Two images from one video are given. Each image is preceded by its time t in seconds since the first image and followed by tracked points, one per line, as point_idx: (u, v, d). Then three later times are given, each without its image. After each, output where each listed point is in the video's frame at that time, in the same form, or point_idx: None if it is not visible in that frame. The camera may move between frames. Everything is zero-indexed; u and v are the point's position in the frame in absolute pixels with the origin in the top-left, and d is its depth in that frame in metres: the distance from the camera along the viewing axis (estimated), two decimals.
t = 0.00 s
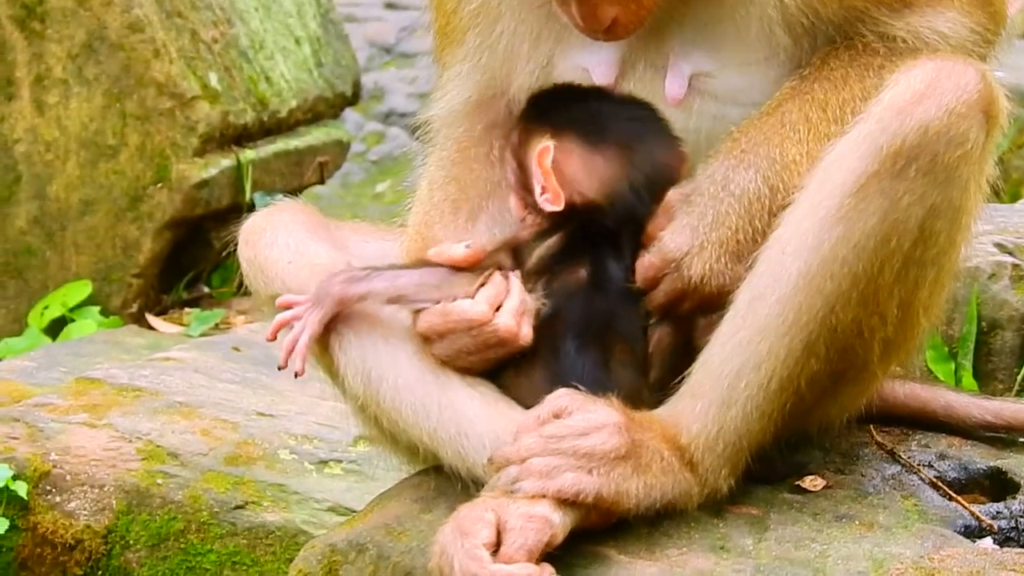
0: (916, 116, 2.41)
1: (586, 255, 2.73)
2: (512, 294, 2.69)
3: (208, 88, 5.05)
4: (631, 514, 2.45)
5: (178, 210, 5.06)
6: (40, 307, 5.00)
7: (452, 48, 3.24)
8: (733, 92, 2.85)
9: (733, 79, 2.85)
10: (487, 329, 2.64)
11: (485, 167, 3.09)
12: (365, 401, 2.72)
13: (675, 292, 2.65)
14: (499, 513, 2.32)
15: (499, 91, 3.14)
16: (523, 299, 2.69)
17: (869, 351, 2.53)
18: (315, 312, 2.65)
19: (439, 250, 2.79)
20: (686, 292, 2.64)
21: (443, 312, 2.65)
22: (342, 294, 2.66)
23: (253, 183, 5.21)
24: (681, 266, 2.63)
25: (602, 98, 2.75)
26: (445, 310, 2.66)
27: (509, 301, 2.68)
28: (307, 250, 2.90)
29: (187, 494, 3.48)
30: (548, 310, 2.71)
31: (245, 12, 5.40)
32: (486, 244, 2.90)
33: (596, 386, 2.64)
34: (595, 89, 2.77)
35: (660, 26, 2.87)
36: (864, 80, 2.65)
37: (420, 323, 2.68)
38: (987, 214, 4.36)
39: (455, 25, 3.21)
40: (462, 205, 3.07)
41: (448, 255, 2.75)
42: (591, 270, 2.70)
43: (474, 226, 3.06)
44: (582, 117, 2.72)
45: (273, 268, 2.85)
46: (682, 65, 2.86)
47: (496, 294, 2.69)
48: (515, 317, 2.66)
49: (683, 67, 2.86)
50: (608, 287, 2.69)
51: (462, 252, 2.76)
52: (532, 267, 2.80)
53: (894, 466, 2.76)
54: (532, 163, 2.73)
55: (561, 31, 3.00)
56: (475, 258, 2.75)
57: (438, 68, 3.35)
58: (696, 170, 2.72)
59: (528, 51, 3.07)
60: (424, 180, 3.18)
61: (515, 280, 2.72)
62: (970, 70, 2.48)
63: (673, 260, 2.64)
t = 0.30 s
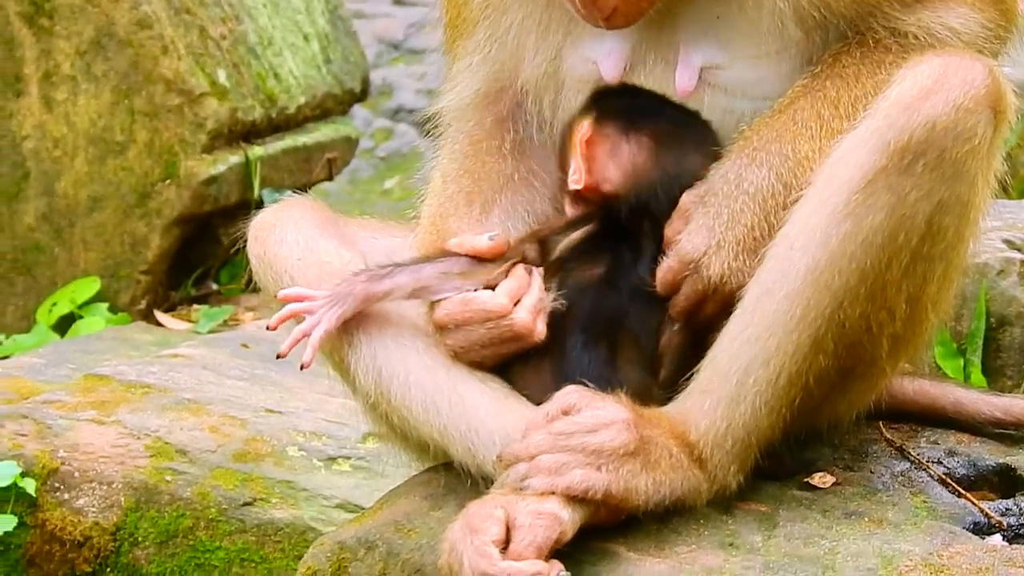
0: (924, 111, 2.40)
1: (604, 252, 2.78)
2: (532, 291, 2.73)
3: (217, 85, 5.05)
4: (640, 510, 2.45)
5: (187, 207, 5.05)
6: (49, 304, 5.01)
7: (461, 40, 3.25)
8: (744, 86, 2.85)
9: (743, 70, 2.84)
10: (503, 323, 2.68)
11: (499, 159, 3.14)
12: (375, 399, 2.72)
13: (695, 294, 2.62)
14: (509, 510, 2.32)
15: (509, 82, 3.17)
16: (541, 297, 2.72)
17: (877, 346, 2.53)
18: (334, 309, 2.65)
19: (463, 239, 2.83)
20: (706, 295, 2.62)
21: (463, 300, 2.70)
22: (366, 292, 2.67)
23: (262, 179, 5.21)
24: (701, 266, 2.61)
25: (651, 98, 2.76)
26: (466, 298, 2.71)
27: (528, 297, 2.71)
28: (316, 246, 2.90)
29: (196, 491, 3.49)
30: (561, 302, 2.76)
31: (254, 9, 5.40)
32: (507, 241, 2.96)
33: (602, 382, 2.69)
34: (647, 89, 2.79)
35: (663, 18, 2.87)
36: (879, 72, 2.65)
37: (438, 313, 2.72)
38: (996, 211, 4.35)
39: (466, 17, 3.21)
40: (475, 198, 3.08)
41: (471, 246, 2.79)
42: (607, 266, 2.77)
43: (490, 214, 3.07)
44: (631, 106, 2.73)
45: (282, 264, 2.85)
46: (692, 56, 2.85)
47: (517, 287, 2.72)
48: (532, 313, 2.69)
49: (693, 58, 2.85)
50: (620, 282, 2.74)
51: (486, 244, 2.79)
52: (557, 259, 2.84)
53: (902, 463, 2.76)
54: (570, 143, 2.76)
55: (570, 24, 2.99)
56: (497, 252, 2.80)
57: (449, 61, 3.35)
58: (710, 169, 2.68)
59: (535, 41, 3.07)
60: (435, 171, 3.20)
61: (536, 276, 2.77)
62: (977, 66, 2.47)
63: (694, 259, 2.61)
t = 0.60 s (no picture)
0: (930, 111, 2.40)
1: (612, 254, 2.83)
2: (536, 292, 2.73)
3: (221, 84, 5.05)
4: (646, 509, 2.45)
5: (192, 205, 5.06)
6: (53, 303, 5.02)
7: (469, 40, 3.23)
8: (749, 87, 2.84)
9: (749, 71, 2.83)
10: (508, 324, 2.68)
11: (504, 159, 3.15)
12: (381, 398, 2.73)
13: (708, 300, 2.62)
14: (514, 509, 2.32)
15: (517, 82, 3.17)
16: (547, 298, 2.73)
17: (884, 346, 2.53)
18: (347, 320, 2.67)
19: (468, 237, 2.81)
20: (716, 302, 2.62)
21: (469, 300, 2.70)
22: (376, 301, 2.69)
23: (267, 178, 5.22)
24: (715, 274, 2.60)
25: (693, 108, 2.83)
26: (471, 298, 2.70)
27: (533, 298, 2.72)
28: (321, 247, 2.90)
29: (201, 489, 3.49)
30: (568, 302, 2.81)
31: (258, 7, 5.40)
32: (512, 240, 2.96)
33: (607, 381, 2.74)
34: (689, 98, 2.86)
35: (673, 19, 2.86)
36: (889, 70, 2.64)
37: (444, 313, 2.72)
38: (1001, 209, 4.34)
39: (473, 16, 3.19)
40: (481, 198, 3.09)
41: (475, 244, 2.77)
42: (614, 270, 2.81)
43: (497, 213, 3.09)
44: (665, 108, 2.79)
45: (287, 265, 2.85)
46: (699, 57, 2.84)
47: (522, 288, 2.72)
48: (537, 313, 2.70)
49: (700, 59, 2.84)
50: (627, 285, 2.79)
51: (490, 242, 2.77)
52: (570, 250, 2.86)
53: (908, 461, 2.76)
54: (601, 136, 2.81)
55: (578, 26, 2.98)
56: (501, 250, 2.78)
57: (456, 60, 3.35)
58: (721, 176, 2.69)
59: (542, 42, 3.06)
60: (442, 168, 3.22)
61: (542, 276, 2.77)
62: (983, 65, 2.47)
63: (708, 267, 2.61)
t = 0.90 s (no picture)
0: (932, 114, 2.40)
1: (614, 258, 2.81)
2: (538, 291, 2.72)
3: (222, 85, 5.05)
4: (649, 511, 2.45)
5: (193, 207, 5.06)
6: (55, 305, 5.02)
7: (471, 44, 3.23)
8: (751, 91, 2.85)
9: (750, 76, 2.84)
10: (510, 324, 2.67)
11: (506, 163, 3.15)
12: (385, 399, 2.74)
13: (710, 307, 2.62)
14: (516, 511, 2.32)
15: (520, 86, 3.17)
16: (548, 298, 2.72)
17: (885, 348, 2.53)
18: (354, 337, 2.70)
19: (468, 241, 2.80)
20: (721, 308, 2.62)
21: (470, 302, 2.68)
22: (379, 313, 2.69)
23: (268, 180, 5.22)
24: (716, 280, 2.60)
25: (698, 112, 2.82)
26: (472, 300, 2.68)
27: (535, 298, 2.71)
28: (323, 249, 2.90)
29: (202, 491, 3.50)
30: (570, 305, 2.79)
31: (259, 9, 5.40)
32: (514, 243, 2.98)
33: (613, 384, 2.72)
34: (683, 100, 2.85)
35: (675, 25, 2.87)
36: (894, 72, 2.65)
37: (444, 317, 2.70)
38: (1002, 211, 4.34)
39: (474, 21, 3.19)
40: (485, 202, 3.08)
41: (476, 246, 2.76)
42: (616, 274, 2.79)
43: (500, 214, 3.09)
44: (669, 115, 2.78)
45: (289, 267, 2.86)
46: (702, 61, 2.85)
47: (524, 287, 2.71)
48: (538, 314, 2.69)
49: (701, 64, 2.86)
50: (631, 287, 2.77)
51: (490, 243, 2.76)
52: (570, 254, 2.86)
53: (909, 463, 2.76)
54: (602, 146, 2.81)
55: (580, 30, 2.98)
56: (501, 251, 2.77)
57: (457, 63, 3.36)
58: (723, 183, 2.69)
59: (545, 47, 3.07)
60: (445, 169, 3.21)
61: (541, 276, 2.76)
62: (985, 67, 2.47)
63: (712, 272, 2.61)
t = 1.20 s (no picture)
0: (932, 115, 2.40)
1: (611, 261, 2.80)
2: (537, 291, 2.73)
3: (222, 87, 5.05)
4: (647, 513, 2.45)
5: (193, 208, 5.06)
6: (55, 306, 5.02)
7: (470, 48, 3.24)
8: (748, 94, 2.86)
9: (747, 79, 2.85)
10: (510, 324, 2.68)
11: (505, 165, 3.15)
12: (384, 400, 2.75)
13: (708, 310, 2.62)
14: (515, 512, 2.32)
15: (519, 89, 3.18)
16: (548, 298, 2.73)
17: (885, 349, 2.53)
18: (356, 344, 2.70)
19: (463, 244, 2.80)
20: (719, 312, 2.62)
21: (470, 303, 2.69)
22: (380, 317, 2.69)
23: (268, 181, 5.22)
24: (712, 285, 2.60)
25: (687, 117, 2.81)
26: (471, 302, 2.69)
27: (534, 299, 2.72)
28: (323, 250, 2.90)
29: (202, 492, 3.50)
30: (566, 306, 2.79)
31: (260, 10, 5.40)
32: (510, 247, 2.98)
33: (612, 384, 2.72)
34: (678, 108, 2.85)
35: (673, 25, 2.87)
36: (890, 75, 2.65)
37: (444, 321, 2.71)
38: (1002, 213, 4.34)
39: (473, 24, 3.20)
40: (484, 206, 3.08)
41: (470, 247, 2.76)
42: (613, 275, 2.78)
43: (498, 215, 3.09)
44: (658, 121, 2.78)
45: (288, 269, 2.86)
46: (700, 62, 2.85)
47: (523, 289, 2.72)
48: (538, 313, 2.69)
49: (699, 66, 2.86)
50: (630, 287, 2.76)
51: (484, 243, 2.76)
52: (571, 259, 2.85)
53: (909, 465, 2.76)
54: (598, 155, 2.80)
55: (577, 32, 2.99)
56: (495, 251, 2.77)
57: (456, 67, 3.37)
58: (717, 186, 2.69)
59: (544, 49, 3.08)
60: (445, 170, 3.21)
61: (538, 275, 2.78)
62: (984, 69, 2.47)
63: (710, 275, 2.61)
